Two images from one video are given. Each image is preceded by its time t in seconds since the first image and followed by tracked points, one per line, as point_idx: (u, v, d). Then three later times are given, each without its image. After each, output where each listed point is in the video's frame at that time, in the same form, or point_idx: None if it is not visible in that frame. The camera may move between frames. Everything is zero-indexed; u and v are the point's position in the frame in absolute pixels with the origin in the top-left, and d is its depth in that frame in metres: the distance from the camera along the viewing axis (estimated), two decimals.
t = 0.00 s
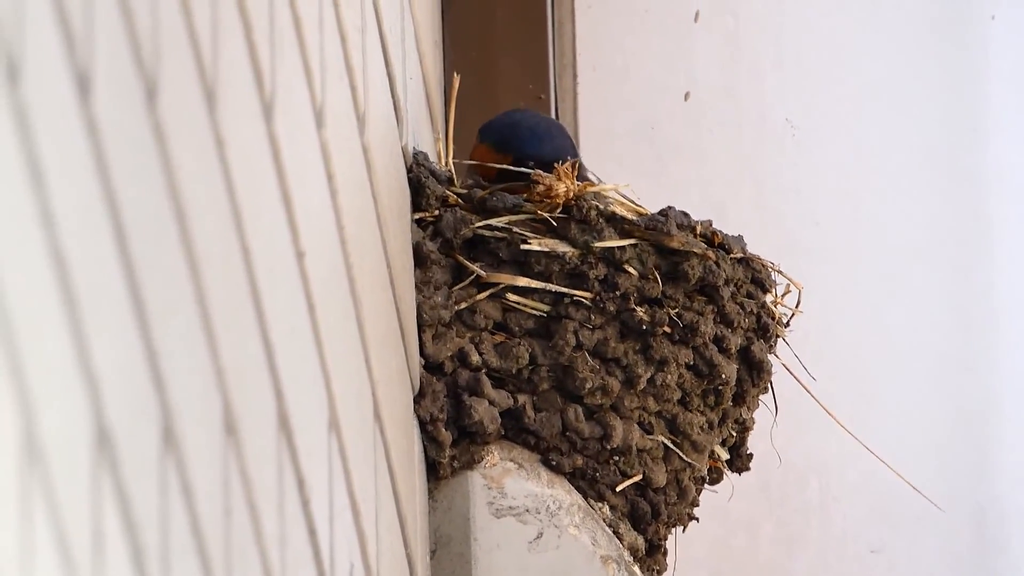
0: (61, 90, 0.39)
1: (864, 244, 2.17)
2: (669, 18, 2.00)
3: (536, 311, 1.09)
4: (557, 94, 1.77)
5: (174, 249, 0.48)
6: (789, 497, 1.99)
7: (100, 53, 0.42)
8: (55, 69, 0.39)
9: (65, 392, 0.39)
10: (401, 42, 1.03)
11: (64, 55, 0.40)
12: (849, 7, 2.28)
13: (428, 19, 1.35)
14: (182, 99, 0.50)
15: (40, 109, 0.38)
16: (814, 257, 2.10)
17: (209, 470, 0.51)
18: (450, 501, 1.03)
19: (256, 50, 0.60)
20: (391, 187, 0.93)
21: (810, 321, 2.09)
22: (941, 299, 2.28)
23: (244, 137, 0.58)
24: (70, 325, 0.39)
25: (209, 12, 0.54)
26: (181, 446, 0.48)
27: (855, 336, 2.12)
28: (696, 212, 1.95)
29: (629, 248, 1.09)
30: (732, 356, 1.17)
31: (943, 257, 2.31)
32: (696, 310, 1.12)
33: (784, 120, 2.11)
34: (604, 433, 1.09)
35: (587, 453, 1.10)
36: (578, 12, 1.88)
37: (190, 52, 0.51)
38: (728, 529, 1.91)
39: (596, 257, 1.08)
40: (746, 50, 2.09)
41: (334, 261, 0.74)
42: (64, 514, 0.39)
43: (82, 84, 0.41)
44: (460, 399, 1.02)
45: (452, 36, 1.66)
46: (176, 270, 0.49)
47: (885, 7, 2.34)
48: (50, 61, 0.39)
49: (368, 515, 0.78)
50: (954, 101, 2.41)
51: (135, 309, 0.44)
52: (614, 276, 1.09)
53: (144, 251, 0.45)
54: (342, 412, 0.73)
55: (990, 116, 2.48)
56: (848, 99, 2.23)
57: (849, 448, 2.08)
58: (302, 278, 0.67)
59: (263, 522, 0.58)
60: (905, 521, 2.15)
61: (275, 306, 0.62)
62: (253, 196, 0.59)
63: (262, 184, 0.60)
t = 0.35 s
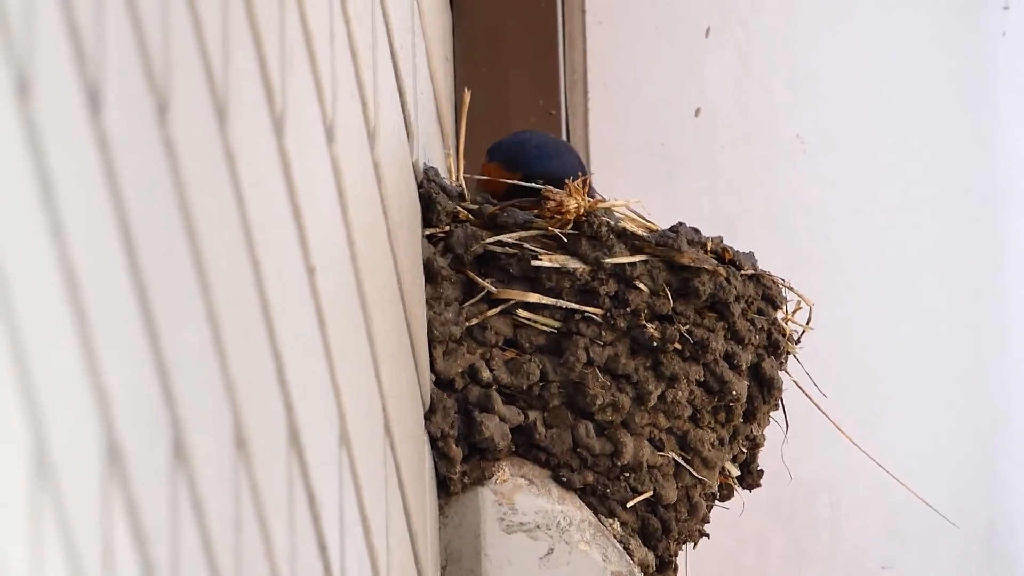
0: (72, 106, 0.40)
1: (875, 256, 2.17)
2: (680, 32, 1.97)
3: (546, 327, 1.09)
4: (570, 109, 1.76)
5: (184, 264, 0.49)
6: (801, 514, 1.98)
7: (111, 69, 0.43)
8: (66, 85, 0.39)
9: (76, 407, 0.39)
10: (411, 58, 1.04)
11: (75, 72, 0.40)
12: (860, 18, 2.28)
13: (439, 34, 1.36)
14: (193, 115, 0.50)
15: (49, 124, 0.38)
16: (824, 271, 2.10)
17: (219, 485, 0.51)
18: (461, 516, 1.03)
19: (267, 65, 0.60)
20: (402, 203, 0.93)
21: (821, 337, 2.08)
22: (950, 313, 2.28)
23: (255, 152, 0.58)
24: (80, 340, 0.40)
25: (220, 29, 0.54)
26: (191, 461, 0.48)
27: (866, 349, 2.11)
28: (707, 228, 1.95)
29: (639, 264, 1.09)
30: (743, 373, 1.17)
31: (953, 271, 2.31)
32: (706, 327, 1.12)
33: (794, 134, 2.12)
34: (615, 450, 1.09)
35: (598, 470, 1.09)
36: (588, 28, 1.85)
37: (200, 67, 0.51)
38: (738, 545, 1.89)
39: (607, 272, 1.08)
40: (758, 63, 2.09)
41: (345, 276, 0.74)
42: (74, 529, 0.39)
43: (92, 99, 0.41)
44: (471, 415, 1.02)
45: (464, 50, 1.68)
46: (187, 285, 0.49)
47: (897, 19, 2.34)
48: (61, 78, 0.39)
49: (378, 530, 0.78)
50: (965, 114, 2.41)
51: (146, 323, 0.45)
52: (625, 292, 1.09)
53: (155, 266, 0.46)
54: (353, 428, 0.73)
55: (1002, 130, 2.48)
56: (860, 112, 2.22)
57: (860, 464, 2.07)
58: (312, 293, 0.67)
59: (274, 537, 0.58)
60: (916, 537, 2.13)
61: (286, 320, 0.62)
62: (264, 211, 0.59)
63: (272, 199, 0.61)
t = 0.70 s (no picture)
0: (77, 119, 0.40)
1: (882, 270, 2.17)
2: (685, 49, 1.95)
3: (551, 342, 1.09)
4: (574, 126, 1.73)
5: (189, 278, 0.49)
6: (806, 530, 1.96)
7: (117, 85, 0.43)
8: (72, 101, 0.40)
9: (82, 422, 0.39)
10: (417, 74, 1.05)
11: (81, 86, 0.41)
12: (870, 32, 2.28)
13: (444, 51, 1.37)
14: (199, 131, 0.51)
15: (55, 140, 0.39)
16: (830, 286, 2.09)
17: (224, 500, 0.51)
18: (465, 531, 1.03)
19: (272, 81, 0.61)
20: (407, 218, 0.94)
21: (828, 353, 2.07)
22: (955, 327, 2.28)
23: (261, 167, 0.59)
24: (85, 353, 0.40)
25: (226, 45, 0.55)
26: (196, 476, 0.48)
27: (874, 364, 2.11)
28: (713, 243, 1.96)
29: (644, 279, 1.09)
30: (748, 389, 1.17)
31: (959, 286, 2.31)
32: (711, 342, 1.12)
33: (800, 152, 2.12)
34: (619, 464, 1.09)
35: (602, 485, 1.09)
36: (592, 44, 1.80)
37: (206, 82, 0.52)
38: (743, 559, 1.86)
39: (612, 288, 1.08)
40: (765, 78, 2.08)
41: (349, 291, 0.74)
42: (80, 543, 0.39)
43: (97, 114, 0.42)
44: (475, 430, 1.02)
45: (470, 67, 1.69)
46: (192, 300, 0.49)
47: (906, 32, 2.34)
48: (66, 92, 0.40)
49: (382, 545, 0.78)
50: (968, 130, 2.42)
51: (151, 339, 0.45)
52: (630, 308, 1.09)
53: (160, 280, 0.46)
54: (357, 443, 0.73)
55: (1002, 146, 2.49)
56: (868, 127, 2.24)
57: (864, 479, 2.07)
58: (317, 308, 0.67)
59: (279, 552, 0.58)
60: (919, 552, 2.13)
61: (291, 335, 0.62)
62: (269, 227, 0.60)
63: (278, 213, 0.61)
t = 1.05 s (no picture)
0: (75, 137, 0.40)
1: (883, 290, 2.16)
2: (683, 69, 2.02)
3: (548, 361, 1.09)
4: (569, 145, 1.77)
5: (186, 296, 0.49)
6: (803, 550, 1.97)
7: (115, 101, 0.43)
8: (71, 118, 0.40)
9: (79, 438, 0.40)
10: (415, 92, 1.05)
11: (79, 105, 0.41)
12: (867, 53, 2.27)
13: (442, 69, 1.38)
14: (197, 147, 0.51)
15: (52, 156, 0.39)
16: (827, 305, 2.10)
17: (220, 517, 0.51)
18: (462, 550, 1.03)
19: (270, 98, 0.61)
20: (405, 235, 0.94)
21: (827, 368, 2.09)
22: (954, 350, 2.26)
23: (258, 184, 0.59)
24: (81, 371, 0.40)
25: (224, 63, 0.55)
26: (192, 494, 0.48)
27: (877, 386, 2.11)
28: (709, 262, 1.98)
29: (641, 299, 1.09)
30: (744, 408, 1.17)
31: (957, 308, 2.29)
32: (707, 362, 1.12)
33: (796, 169, 2.13)
34: (615, 484, 1.08)
35: (598, 504, 1.09)
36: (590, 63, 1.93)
37: (204, 99, 0.52)
38: None
39: (608, 307, 1.09)
40: (760, 99, 2.11)
41: (346, 308, 0.74)
42: (75, 561, 0.39)
43: (95, 130, 0.42)
44: (472, 449, 1.02)
45: (466, 84, 1.70)
46: (189, 316, 0.49)
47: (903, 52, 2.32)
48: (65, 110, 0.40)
49: (378, 563, 0.78)
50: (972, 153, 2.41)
51: (149, 354, 0.45)
52: (626, 327, 1.09)
53: (156, 295, 0.46)
54: (353, 460, 0.73)
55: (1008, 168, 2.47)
56: (867, 148, 2.23)
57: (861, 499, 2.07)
58: (314, 324, 0.67)
59: (275, 569, 0.58)
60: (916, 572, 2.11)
61: (288, 351, 0.62)
62: (267, 243, 0.60)
63: (275, 231, 0.62)
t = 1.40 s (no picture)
0: (65, 157, 0.41)
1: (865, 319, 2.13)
2: (671, 89, 2.08)
3: (535, 379, 1.09)
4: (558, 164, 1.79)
5: (175, 313, 0.49)
6: (789, 569, 1.99)
7: (106, 121, 0.44)
8: (62, 138, 0.40)
9: (67, 458, 0.40)
10: (403, 111, 1.06)
11: (70, 126, 0.41)
12: (850, 77, 2.23)
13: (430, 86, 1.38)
14: (186, 166, 0.51)
15: (42, 177, 0.39)
16: (814, 325, 2.10)
17: (208, 535, 0.51)
18: (449, 568, 1.03)
19: (259, 117, 0.62)
20: (392, 252, 0.94)
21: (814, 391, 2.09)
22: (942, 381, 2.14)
23: (247, 202, 0.60)
24: (70, 390, 0.40)
25: (214, 83, 0.55)
26: (180, 512, 0.48)
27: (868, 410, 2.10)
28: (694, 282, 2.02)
29: (629, 317, 1.10)
30: (732, 427, 1.18)
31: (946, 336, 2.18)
32: (695, 381, 1.13)
33: (784, 190, 2.13)
34: (602, 502, 1.08)
35: (586, 522, 1.09)
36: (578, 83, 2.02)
37: (193, 119, 0.53)
38: None
39: (597, 325, 1.09)
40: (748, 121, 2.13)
41: (333, 326, 0.75)
42: None
43: (85, 149, 0.42)
44: (459, 468, 1.02)
45: (455, 102, 1.70)
46: (177, 334, 0.50)
47: (888, 75, 2.25)
48: (56, 131, 0.40)
49: None
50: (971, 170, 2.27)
51: (137, 372, 0.45)
52: (614, 345, 1.09)
53: (145, 314, 0.46)
54: (341, 477, 0.73)
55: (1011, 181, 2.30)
56: (851, 172, 2.18)
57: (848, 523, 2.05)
58: (302, 342, 0.67)
59: None
60: None
61: (276, 368, 0.62)
62: (255, 261, 0.60)
63: (264, 248, 0.62)
